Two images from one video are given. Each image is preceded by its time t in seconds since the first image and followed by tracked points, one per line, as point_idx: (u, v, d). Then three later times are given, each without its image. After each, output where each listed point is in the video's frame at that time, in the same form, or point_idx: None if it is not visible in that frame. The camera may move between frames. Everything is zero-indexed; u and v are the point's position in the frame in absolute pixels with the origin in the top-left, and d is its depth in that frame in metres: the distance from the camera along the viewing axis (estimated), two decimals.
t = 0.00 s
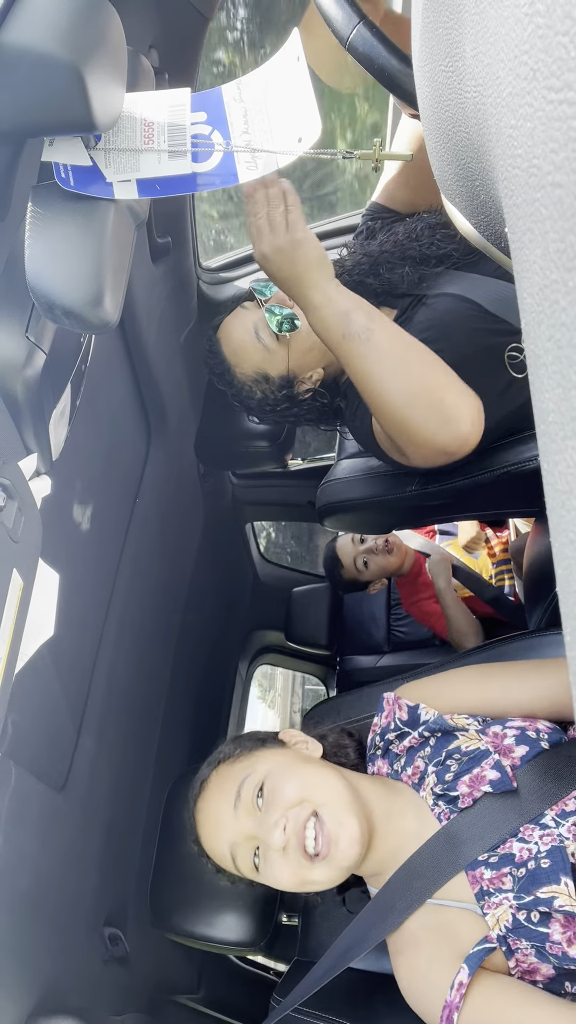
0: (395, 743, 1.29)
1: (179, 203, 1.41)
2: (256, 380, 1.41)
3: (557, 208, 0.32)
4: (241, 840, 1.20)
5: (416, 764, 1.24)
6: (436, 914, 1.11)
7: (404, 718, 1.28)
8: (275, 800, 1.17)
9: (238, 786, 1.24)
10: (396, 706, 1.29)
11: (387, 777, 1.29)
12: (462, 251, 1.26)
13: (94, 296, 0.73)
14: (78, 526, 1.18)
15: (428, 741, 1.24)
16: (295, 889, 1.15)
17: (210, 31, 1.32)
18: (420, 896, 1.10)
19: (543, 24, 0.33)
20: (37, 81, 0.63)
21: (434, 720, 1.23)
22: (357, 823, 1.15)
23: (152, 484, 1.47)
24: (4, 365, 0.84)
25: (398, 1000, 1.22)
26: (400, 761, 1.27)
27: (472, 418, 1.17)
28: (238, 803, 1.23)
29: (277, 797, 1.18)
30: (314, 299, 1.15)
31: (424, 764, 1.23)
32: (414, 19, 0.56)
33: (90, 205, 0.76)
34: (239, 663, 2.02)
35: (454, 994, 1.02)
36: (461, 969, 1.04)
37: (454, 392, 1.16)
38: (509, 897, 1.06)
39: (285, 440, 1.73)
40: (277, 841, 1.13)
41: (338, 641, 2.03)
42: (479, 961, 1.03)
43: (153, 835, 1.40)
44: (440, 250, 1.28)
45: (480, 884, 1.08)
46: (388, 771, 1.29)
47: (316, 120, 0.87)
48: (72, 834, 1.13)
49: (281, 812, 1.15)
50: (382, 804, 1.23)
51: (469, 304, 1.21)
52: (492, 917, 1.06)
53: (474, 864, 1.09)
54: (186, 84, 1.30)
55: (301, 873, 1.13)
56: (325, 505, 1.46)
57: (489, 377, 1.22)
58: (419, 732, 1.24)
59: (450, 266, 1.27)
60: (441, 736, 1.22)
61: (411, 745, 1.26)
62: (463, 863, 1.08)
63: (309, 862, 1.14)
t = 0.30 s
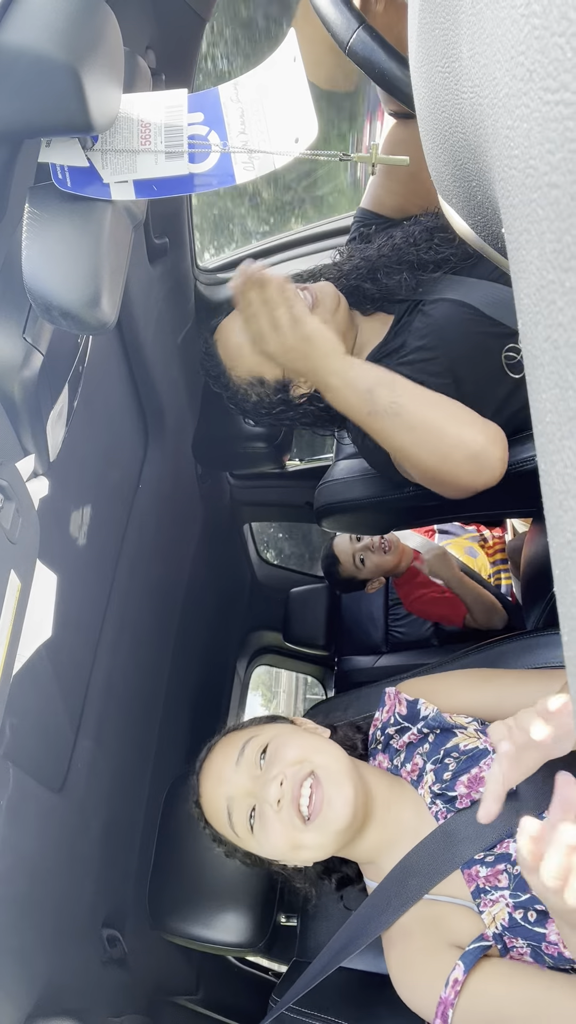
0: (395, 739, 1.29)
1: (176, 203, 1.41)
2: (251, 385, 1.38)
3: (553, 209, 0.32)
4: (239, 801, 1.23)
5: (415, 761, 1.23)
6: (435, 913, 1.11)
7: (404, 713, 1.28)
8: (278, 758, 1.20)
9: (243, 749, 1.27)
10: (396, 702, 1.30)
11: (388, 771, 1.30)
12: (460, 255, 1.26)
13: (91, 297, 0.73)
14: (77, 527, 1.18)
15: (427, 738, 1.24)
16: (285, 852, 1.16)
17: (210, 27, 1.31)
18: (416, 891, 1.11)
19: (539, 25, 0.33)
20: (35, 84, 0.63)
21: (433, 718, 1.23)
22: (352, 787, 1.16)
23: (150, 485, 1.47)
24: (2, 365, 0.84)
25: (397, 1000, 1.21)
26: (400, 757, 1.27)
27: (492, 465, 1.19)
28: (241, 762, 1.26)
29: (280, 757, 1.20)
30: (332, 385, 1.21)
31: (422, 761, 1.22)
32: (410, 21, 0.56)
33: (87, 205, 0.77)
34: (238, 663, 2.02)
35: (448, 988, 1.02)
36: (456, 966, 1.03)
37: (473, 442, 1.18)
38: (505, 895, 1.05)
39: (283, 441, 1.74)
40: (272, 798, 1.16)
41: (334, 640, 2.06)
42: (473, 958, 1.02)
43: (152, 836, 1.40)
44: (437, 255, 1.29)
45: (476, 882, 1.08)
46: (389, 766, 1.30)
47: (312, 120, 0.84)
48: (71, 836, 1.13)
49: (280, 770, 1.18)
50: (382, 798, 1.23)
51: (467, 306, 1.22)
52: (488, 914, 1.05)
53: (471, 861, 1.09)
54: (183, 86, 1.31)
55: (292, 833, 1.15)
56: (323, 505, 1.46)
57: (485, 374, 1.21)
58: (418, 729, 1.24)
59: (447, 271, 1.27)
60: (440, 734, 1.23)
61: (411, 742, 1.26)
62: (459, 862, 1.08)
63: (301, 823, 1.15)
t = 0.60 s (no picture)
0: (398, 737, 1.30)
1: (175, 203, 1.41)
2: (239, 373, 1.48)
3: (553, 208, 0.32)
4: (248, 779, 1.25)
5: (417, 759, 1.25)
6: (436, 913, 1.11)
7: (406, 711, 1.28)
8: (290, 738, 1.23)
9: (254, 731, 1.30)
10: (398, 701, 1.29)
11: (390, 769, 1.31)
12: (460, 254, 1.26)
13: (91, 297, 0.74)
14: (76, 525, 1.18)
15: (429, 735, 1.25)
16: (297, 829, 1.19)
17: (207, 23, 1.31)
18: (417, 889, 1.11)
19: (538, 24, 0.33)
20: (34, 84, 0.63)
21: (435, 716, 1.23)
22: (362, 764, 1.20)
23: (150, 485, 1.47)
24: (3, 366, 0.85)
25: (397, 999, 1.22)
26: (402, 754, 1.28)
27: (474, 396, 1.20)
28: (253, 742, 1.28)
29: (292, 737, 1.24)
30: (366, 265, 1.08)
31: (424, 758, 1.24)
32: (409, 20, 0.56)
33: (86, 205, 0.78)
34: (238, 663, 2.02)
35: (452, 986, 1.01)
36: (459, 961, 1.03)
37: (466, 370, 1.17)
38: (505, 891, 1.06)
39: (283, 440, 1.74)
40: (285, 773, 1.20)
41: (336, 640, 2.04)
42: (477, 953, 1.02)
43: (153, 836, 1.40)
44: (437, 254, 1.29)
45: (476, 877, 1.08)
46: (392, 763, 1.31)
47: (313, 121, 0.85)
48: (72, 835, 1.13)
49: (293, 747, 1.22)
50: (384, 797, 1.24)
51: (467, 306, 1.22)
52: (489, 910, 1.06)
53: (470, 857, 1.10)
54: (182, 86, 1.31)
55: (306, 808, 1.18)
56: (324, 505, 1.46)
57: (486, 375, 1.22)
58: (420, 727, 1.25)
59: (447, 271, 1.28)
60: (442, 731, 1.23)
61: (413, 739, 1.27)
62: (459, 856, 1.09)
63: (314, 798, 1.19)
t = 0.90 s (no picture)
0: (393, 742, 1.29)
1: (174, 203, 1.41)
2: (226, 322, 1.45)
3: (552, 206, 0.32)
4: (256, 777, 1.24)
5: (413, 763, 1.24)
6: (436, 911, 1.11)
7: (400, 717, 1.27)
8: (298, 741, 1.23)
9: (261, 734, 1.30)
10: (392, 705, 1.29)
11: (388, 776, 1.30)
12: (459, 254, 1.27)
13: (90, 297, 0.73)
14: (77, 524, 1.19)
15: (424, 740, 1.24)
16: (303, 826, 1.18)
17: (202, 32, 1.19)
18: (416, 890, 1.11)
19: (537, 24, 0.33)
20: (33, 84, 0.63)
21: (429, 720, 1.23)
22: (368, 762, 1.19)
23: (150, 485, 1.47)
24: (2, 366, 0.85)
25: (398, 999, 1.22)
26: (398, 760, 1.28)
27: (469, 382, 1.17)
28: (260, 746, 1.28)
29: (299, 740, 1.23)
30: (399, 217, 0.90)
31: (419, 764, 1.23)
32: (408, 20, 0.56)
33: (85, 206, 0.77)
34: (238, 663, 2.01)
35: (453, 991, 1.01)
36: (457, 967, 1.03)
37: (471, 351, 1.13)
38: (499, 895, 1.06)
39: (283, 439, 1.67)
40: (296, 770, 1.19)
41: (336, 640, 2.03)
42: (473, 958, 1.02)
43: (153, 836, 1.40)
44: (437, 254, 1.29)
45: (472, 881, 1.09)
46: (388, 769, 1.30)
47: (310, 118, 0.81)
48: (72, 833, 1.13)
49: (303, 747, 1.21)
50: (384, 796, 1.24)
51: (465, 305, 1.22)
52: (484, 913, 1.06)
53: (466, 860, 1.10)
54: (180, 86, 1.31)
55: (313, 805, 1.17)
56: (322, 505, 1.46)
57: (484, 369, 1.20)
58: (415, 732, 1.24)
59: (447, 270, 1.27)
60: (437, 736, 1.23)
61: (408, 745, 1.26)
62: (457, 858, 1.09)
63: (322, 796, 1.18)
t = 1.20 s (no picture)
0: (387, 757, 1.29)
1: (176, 202, 1.41)
2: (229, 327, 1.41)
3: (555, 206, 0.32)
4: (254, 798, 1.24)
5: (406, 778, 1.24)
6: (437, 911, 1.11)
7: (390, 732, 1.28)
8: (293, 761, 1.24)
9: (257, 755, 1.30)
10: (383, 721, 1.30)
11: (383, 791, 1.30)
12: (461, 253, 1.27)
13: (92, 296, 0.73)
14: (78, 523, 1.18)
15: (416, 755, 1.25)
16: (300, 847, 1.19)
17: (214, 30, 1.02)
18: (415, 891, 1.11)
19: (540, 23, 0.33)
20: (35, 81, 0.62)
21: (419, 734, 1.24)
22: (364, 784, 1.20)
23: (152, 484, 1.47)
24: (4, 365, 0.85)
25: (398, 999, 1.22)
26: (391, 774, 1.28)
27: (460, 385, 1.14)
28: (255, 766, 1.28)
29: (294, 760, 1.24)
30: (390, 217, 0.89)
31: (412, 777, 1.23)
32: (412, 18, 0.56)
33: (87, 205, 0.77)
34: (239, 663, 2.01)
35: (453, 1002, 1.00)
36: (456, 975, 1.02)
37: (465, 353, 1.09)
38: (495, 902, 1.06)
39: (285, 439, 1.66)
40: (289, 790, 1.20)
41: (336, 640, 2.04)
42: (472, 965, 1.02)
43: (154, 836, 1.40)
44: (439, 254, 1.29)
45: (468, 890, 1.08)
46: (384, 784, 1.30)
47: (313, 117, 0.82)
48: (73, 833, 1.13)
49: (297, 766, 1.22)
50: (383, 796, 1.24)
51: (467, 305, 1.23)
52: (482, 921, 1.06)
53: (462, 870, 1.10)
54: (183, 85, 1.31)
55: (308, 826, 1.19)
56: (324, 505, 1.46)
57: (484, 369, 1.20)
58: (406, 747, 1.25)
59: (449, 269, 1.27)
60: (427, 750, 1.24)
61: (401, 759, 1.27)
62: (454, 869, 1.09)
63: (317, 815, 1.19)
